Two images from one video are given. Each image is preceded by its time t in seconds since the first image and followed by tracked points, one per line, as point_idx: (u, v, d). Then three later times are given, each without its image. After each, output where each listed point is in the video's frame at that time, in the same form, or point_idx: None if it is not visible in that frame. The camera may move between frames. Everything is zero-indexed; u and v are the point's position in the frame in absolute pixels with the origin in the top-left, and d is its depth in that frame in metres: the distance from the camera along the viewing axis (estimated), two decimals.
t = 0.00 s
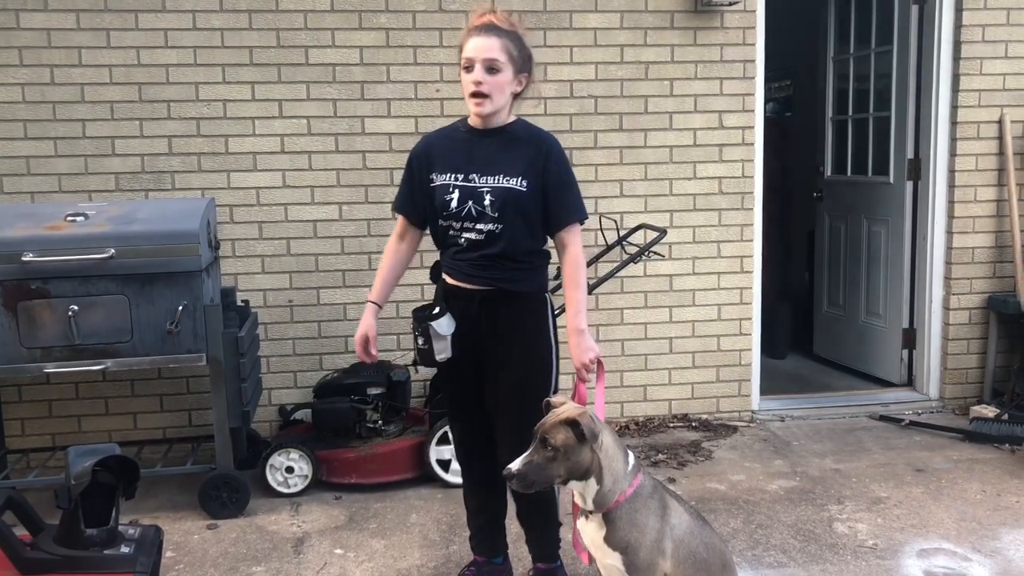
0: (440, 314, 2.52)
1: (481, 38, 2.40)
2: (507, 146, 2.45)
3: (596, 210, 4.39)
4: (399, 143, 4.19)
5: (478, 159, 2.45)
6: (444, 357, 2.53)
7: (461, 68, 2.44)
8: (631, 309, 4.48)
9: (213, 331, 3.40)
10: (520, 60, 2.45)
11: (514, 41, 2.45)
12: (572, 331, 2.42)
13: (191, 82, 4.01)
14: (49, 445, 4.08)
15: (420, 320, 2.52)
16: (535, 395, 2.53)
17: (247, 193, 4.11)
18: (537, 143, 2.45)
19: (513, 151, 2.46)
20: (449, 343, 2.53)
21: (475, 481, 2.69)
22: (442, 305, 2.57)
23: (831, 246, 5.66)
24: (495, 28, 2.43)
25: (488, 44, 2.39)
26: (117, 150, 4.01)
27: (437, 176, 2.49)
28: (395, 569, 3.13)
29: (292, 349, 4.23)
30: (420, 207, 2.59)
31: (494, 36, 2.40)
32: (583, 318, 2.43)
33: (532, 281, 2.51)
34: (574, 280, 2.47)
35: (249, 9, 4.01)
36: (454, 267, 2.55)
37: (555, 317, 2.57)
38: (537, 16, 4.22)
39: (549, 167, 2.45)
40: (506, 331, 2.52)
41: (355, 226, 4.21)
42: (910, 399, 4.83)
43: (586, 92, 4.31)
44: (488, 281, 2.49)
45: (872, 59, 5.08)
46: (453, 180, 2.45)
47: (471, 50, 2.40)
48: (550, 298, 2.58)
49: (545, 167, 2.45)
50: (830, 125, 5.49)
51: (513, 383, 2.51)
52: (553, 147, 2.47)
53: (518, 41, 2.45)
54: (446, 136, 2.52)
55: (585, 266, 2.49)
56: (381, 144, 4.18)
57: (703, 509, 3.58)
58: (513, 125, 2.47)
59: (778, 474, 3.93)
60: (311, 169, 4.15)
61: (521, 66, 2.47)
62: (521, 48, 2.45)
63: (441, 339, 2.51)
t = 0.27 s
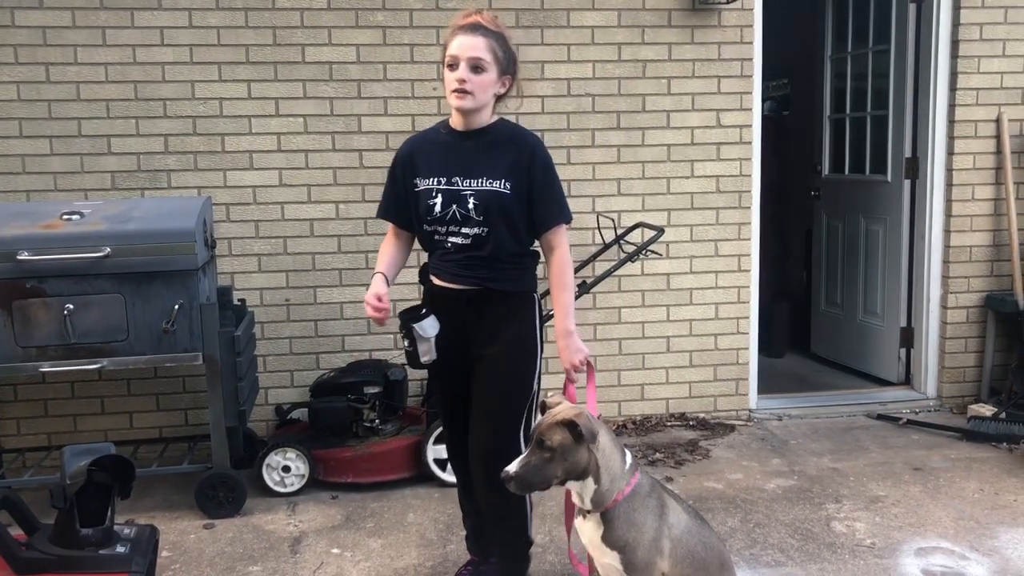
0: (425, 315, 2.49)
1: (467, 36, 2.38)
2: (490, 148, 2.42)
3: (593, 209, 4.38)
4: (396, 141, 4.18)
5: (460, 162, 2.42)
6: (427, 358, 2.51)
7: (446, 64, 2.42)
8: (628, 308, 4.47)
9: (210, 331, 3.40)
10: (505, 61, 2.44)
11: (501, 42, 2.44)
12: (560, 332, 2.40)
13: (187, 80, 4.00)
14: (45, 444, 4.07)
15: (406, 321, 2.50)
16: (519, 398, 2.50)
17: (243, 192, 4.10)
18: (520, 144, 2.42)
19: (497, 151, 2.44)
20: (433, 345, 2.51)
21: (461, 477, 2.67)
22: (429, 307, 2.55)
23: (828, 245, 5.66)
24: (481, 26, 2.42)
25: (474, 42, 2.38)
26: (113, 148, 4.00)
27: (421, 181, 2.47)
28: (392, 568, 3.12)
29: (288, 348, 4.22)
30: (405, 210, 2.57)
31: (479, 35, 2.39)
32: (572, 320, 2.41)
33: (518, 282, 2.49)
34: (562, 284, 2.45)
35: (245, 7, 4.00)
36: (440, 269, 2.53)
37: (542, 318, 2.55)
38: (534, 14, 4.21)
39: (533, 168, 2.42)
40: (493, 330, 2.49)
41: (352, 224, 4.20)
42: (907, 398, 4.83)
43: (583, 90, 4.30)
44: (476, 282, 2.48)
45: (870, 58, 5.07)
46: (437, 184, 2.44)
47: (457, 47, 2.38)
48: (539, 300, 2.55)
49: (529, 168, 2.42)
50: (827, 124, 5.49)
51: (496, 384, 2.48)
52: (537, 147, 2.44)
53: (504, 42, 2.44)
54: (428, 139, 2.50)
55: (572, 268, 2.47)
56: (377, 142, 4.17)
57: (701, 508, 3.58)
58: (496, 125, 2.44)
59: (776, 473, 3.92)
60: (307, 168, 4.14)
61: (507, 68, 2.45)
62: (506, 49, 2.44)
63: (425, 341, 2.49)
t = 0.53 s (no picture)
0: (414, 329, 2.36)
1: (469, 36, 2.33)
2: (487, 153, 2.34)
3: (592, 209, 4.38)
4: (395, 142, 4.18)
5: (456, 166, 2.33)
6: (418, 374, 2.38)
7: (445, 65, 2.36)
8: (627, 308, 4.47)
9: (209, 331, 3.40)
10: (507, 64, 2.40)
11: (502, 45, 2.40)
12: (554, 346, 2.33)
13: (187, 81, 4.00)
14: (45, 445, 4.07)
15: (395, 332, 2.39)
16: (512, 415, 2.40)
17: (242, 193, 4.10)
18: (519, 150, 2.35)
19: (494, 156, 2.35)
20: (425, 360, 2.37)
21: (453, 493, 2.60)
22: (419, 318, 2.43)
23: (828, 245, 5.66)
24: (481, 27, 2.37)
25: (476, 43, 2.33)
26: (112, 149, 3.99)
27: (414, 184, 2.38)
28: (391, 569, 3.12)
29: (287, 349, 4.22)
30: (395, 213, 2.46)
31: (482, 36, 2.34)
32: (566, 334, 2.34)
33: (510, 292, 2.39)
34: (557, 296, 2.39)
35: (244, 7, 4.00)
36: (429, 278, 2.43)
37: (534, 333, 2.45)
38: (533, 15, 4.22)
39: (531, 176, 2.34)
40: (485, 345, 2.39)
41: (351, 225, 4.20)
42: (907, 397, 4.83)
43: (582, 90, 4.30)
44: (467, 292, 2.37)
45: (868, 58, 5.07)
46: (430, 188, 2.34)
47: (460, 47, 2.32)
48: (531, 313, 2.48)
49: (526, 175, 2.34)
50: (827, 124, 5.49)
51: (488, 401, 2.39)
52: (535, 154, 2.36)
53: (505, 43, 2.39)
54: (423, 140, 2.40)
55: (568, 281, 2.41)
56: (376, 143, 4.17)
57: (700, 508, 3.58)
58: (494, 129, 2.37)
59: (775, 473, 3.93)
60: (306, 168, 4.13)
61: (507, 71, 2.41)
62: (507, 50, 2.39)
63: (414, 355, 2.36)
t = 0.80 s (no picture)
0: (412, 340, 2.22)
1: (475, 34, 2.16)
2: (491, 152, 2.19)
3: (593, 213, 4.38)
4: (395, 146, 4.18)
5: (458, 166, 2.18)
6: (418, 388, 2.25)
7: (450, 64, 2.19)
8: (628, 311, 4.47)
9: (209, 334, 3.39)
10: (516, 61, 2.23)
11: (511, 41, 2.23)
12: (554, 357, 2.22)
13: (187, 85, 4.00)
14: (45, 450, 4.06)
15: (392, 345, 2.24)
16: (511, 434, 2.28)
17: (243, 197, 4.10)
18: (525, 150, 2.21)
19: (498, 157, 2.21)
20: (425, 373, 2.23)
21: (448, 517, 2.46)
22: (415, 330, 2.29)
23: (829, 248, 5.65)
24: (489, 22, 2.19)
25: (484, 41, 2.16)
26: (113, 154, 4.00)
27: (412, 182, 2.21)
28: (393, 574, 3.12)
29: (288, 353, 4.21)
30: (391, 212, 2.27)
31: (489, 33, 2.17)
32: (567, 346, 2.23)
33: (511, 299, 2.25)
34: (557, 306, 2.28)
35: (244, 12, 4.00)
36: (426, 285, 2.28)
37: (534, 343, 2.32)
38: (534, 18, 4.22)
39: (537, 177, 2.21)
40: (482, 362, 2.25)
41: (351, 229, 4.20)
42: (908, 400, 4.83)
43: (582, 94, 4.30)
44: (467, 300, 2.23)
45: (869, 60, 5.07)
46: (430, 188, 2.18)
47: (466, 47, 2.16)
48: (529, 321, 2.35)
49: (532, 177, 2.21)
50: (827, 126, 5.49)
51: (486, 421, 2.26)
52: (541, 156, 2.22)
53: (513, 39, 2.23)
54: (421, 136, 2.24)
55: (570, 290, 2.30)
56: (377, 147, 4.17)
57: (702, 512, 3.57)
58: (499, 129, 2.22)
59: (777, 477, 3.92)
60: (307, 172, 4.13)
61: (516, 68, 2.24)
62: (515, 47, 2.22)
63: (414, 368, 2.22)
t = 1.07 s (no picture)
0: (418, 351, 2.22)
1: (476, 38, 2.07)
2: (500, 160, 2.14)
3: (595, 217, 4.38)
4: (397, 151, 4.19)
5: (466, 174, 2.13)
6: (425, 398, 2.25)
7: (450, 70, 2.11)
8: (630, 315, 4.47)
9: (212, 339, 3.39)
10: (517, 62, 2.14)
11: (511, 40, 2.14)
12: (564, 368, 2.22)
13: (190, 90, 4.01)
14: (47, 454, 4.06)
15: (399, 355, 2.24)
16: (521, 442, 2.26)
17: (245, 202, 4.11)
18: (534, 158, 2.17)
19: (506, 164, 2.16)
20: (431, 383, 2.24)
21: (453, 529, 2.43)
22: (421, 339, 2.27)
23: (831, 253, 5.65)
24: (489, 24, 2.10)
25: (485, 45, 2.07)
26: (115, 158, 4.01)
27: (417, 190, 2.15)
28: None
29: (290, 357, 4.22)
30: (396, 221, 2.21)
31: (488, 37, 2.08)
32: (576, 355, 2.23)
33: (519, 309, 2.23)
34: (565, 315, 2.27)
35: (246, 17, 4.01)
36: (433, 294, 2.25)
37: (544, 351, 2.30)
38: (536, 23, 4.23)
39: (546, 186, 2.17)
40: (492, 369, 2.23)
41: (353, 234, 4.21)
42: (910, 404, 4.83)
43: (584, 98, 4.31)
44: (479, 311, 2.20)
45: (870, 65, 5.08)
46: (438, 197, 2.13)
47: (466, 52, 2.07)
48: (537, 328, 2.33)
49: (542, 186, 2.17)
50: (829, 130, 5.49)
51: (498, 429, 2.24)
52: (550, 163, 2.19)
53: (515, 39, 2.14)
54: (426, 141, 2.17)
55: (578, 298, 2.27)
56: (379, 151, 4.18)
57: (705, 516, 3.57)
58: (505, 135, 2.16)
59: (779, 481, 3.92)
60: (309, 177, 4.14)
61: (517, 68, 2.16)
62: (518, 49, 2.14)
63: (421, 378, 2.22)
